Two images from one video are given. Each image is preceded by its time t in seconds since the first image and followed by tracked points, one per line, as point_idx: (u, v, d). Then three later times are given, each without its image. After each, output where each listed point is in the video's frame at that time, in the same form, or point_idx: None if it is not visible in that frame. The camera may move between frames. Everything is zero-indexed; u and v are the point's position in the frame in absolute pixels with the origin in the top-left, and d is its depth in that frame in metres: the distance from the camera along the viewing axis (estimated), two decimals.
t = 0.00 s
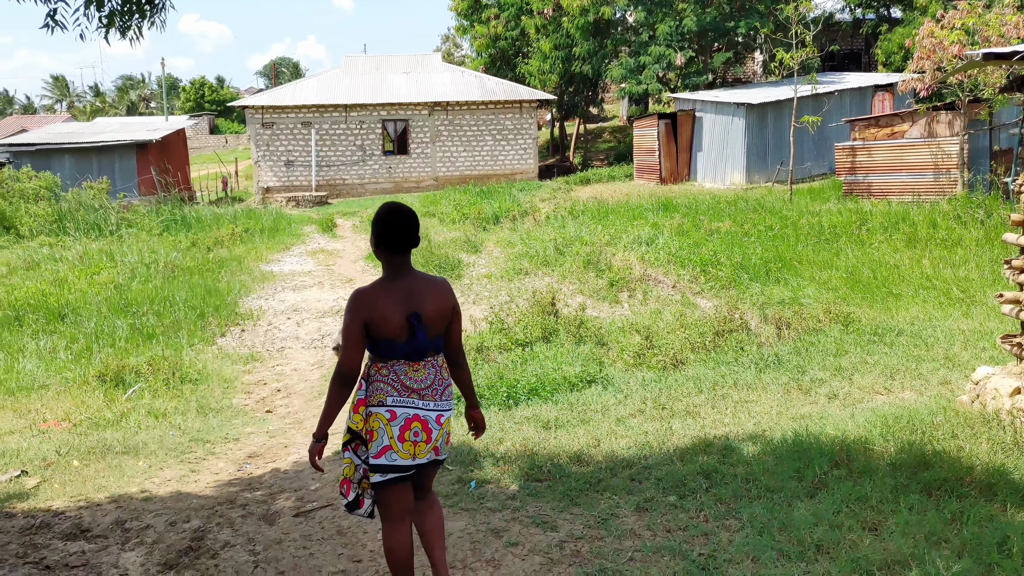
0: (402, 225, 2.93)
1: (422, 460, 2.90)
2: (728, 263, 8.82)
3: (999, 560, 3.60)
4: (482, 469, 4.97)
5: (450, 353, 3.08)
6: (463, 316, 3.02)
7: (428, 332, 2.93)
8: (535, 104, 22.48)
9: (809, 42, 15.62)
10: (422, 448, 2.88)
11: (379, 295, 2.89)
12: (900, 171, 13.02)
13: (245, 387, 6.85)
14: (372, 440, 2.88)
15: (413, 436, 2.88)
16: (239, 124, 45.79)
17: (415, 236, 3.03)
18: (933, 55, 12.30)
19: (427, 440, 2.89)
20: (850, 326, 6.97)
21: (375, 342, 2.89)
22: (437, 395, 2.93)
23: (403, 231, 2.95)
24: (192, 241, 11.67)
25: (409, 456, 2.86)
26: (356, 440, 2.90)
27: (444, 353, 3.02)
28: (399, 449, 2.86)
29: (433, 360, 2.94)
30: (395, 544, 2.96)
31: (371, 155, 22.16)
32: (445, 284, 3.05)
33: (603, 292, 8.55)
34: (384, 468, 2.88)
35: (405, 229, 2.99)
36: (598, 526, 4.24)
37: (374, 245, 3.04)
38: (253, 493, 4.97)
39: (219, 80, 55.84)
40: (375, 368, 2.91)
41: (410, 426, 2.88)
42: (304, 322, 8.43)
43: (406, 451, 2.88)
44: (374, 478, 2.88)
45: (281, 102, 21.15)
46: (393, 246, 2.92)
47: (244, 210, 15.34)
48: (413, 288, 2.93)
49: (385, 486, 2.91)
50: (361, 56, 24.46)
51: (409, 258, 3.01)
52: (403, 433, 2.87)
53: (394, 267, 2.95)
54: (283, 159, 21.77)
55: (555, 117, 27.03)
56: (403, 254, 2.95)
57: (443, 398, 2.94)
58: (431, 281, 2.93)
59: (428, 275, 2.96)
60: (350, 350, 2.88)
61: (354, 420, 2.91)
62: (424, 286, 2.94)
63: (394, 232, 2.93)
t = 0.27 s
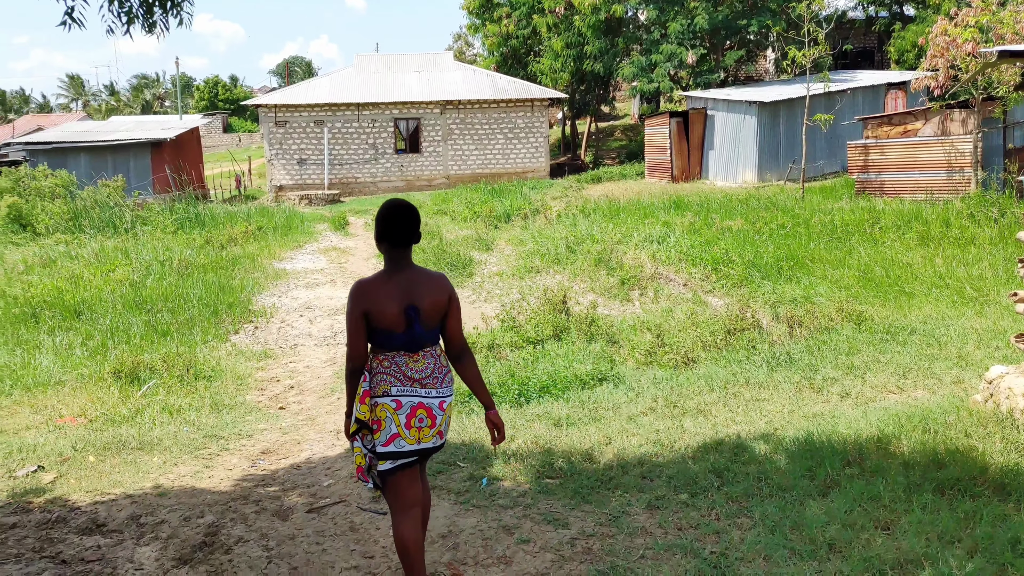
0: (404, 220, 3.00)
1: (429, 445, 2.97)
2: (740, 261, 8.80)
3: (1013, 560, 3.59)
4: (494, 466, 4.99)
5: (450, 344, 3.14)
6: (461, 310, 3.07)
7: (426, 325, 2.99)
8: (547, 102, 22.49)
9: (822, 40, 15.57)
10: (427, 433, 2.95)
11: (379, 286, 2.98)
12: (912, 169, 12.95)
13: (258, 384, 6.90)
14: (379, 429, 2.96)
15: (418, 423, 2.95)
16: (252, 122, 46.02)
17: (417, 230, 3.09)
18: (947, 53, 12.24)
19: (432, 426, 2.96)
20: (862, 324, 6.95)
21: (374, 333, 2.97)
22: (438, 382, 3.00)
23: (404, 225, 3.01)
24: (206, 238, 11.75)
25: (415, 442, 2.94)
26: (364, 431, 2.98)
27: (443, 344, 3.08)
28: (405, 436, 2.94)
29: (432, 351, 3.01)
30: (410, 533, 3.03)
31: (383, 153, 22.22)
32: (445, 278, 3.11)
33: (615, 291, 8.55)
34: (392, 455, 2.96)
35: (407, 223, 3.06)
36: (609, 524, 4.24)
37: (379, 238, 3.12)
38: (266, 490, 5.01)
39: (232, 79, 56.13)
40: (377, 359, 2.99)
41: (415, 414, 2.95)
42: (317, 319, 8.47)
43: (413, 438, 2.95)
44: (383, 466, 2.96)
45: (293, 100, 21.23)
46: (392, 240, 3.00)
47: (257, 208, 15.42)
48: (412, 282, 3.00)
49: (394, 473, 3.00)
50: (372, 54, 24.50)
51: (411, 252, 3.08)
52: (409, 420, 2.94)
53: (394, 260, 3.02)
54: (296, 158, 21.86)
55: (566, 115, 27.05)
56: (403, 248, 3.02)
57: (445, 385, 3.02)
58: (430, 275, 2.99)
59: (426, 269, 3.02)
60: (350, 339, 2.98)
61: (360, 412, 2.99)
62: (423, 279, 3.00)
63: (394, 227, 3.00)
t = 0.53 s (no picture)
0: (405, 219, 3.04)
1: (430, 436, 3.01)
2: (750, 259, 8.77)
3: None
4: (503, 464, 4.98)
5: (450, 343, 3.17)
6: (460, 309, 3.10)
7: (423, 322, 3.03)
8: (556, 100, 22.47)
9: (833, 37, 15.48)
10: (427, 425, 2.99)
11: (378, 283, 3.02)
12: (924, 167, 12.89)
13: (267, 381, 6.91)
14: (379, 421, 3.00)
15: (418, 415, 2.99)
16: (262, 120, 46.16)
17: (418, 230, 3.13)
18: (959, 50, 12.25)
19: (431, 418, 3.00)
20: (873, 323, 6.91)
21: (373, 329, 3.02)
22: (437, 374, 3.05)
23: (405, 225, 3.04)
24: (215, 236, 11.79)
25: (417, 432, 2.98)
26: (364, 422, 3.00)
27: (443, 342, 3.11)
28: (406, 427, 2.98)
29: (429, 346, 3.05)
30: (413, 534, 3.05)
31: (392, 151, 22.24)
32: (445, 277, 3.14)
33: (624, 289, 8.53)
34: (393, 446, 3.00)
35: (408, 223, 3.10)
36: (618, 522, 4.22)
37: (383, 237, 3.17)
38: (276, 487, 5.01)
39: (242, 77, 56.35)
40: (377, 355, 3.04)
41: (414, 406, 2.99)
42: (326, 317, 8.48)
43: (414, 428, 2.99)
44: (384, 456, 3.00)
45: (303, 98, 21.26)
46: (393, 240, 3.03)
47: (266, 206, 15.46)
48: (411, 280, 3.03)
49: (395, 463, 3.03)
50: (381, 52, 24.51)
51: (412, 250, 3.11)
52: (409, 412, 2.99)
53: (394, 259, 3.06)
54: (305, 155, 21.88)
55: (575, 113, 27.02)
56: (404, 246, 3.05)
57: (443, 378, 3.06)
58: (429, 274, 3.03)
59: (426, 268, 3.05)
60: (351, 335, 3.04)
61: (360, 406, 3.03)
62: (422, 277, 3.04)
63: (394, 227, 3.04)
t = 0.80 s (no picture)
0: (408, 218, 3.11)
1: (428, 427, 3.10)
2: (759, 257, 8.74)
3: None
4: (512, 461, 4.98)
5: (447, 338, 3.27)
6: (458, 306, 3.18)
7: (421, 319, 3.12)
8: (565, 98, 22.44)
9: (843, 34, 15.42)
10: (424, 416, 3.09)
11: (379, 279, 3.11)
12: (935, 165, 12.82)
13: (277, 378, 6.93)
14: (377, 414, 3.09)
15: (415, 407, 3.08)
16: (272, 118, 46.31)
17: (420, 228, 3.21)
18: (971, 48, 12.15)
19: (429, 409, 3.09)
20: (884, 321, 6.89)
21: (373, 323, 3.11)
22: (432, 366, 3.13)
23: (408, 223, 3.12)
24: (225, 233, 11.83)
25: (414, 425, 3.07)
26: (363, 415, 3.10)
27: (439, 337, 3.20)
28: (403, 420, 3.07)
29: (426, 341, 3.14)
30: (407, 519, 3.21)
31: (401, 149, 22.27)
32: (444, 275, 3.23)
33: (633, 287, 8.52)
34: (391, 437, 3.09)
35: (410, 221, 3.18)
36: (628, 520, 4.22)
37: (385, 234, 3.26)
38: (285, 483, 5.02)
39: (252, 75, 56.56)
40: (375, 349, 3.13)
41: (411, 399, 3.08)
42: (335, 314, 8.50)
43: (411, 420, 3.09)
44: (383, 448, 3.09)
45: (312, 96, 21.30)
46: (395, 237, 3.11)
47: (276, 203, 15.51)
48: (411, 277, 3.12)
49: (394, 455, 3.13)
50: (390, 50, 24.53)
51: (413, 248, 3.19)
52: (406, 405, 3.08)
53: (396, 255, 3.15)
54: (314, 153, 21.94)
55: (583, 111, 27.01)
56: (405, 244, 3.14)
57: (439, 369, 3.14)
58: (429, 272, 3.12)
59: (426, 266, 3.14)
60: (352, 328, 3.13)
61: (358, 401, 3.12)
62: (422, 275, 3.13)
63: (397, 225, 3.12)
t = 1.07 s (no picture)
0: (407, 210, 3.21)
1: (428, 414, 3.20)
2: (769, 255, 8.72)
3: None
4: (521, 458, 4.97)
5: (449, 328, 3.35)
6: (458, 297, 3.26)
7: (420, 308, 3.21)
8: (574, 95, 22.40)
9: (854, 31, 15.34)
10: (424, 403, 3.19)
11: (380, 269, 3.21)
12: (946, 163, 12.78)
13: (286, 375, 6.96)
14: (379, 403, 3.22)
15: (414, 396, 3.19)
16: (281, 115, 46.44)
17: (421, 221, 3.30)
18: (982, 44, 12.06)
19: (427, 397, 3.20)
20: (895, 320, 6.85)
21: (374, 311, 3.22)
22: (431, 356, 3.23)
23: (409, 216, 3.22)
24: (235, 231, 11.87)
25: (413, 411, 3.18)
26: (366, 403, 3.24)
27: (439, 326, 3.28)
28: (403, 408, 3.18)
29: (426, 330, 3.23)
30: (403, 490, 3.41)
31: (411, 146, 22.29)
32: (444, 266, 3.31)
33: (642, 285, 8.50)
34: (393, 424, 3.22)
35: (411, 213, 3.26)
36: (637, 518, 4.20)
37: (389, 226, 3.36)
38: (295, 480, 5.03)
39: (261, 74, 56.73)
40: (377, 339, 3.25)
41: (409, 388, 3.19)
42: (344, 311, 8.51)
43: (410, 408, 3.20)
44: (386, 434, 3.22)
45: (321, 94, 21.34)
46: (395, 229, 3.21)
47: (285, 201, 15.54)
48: (411, 268, 3.21)
49: (396, 438, 3.27)
50: (399, 47, 24.54)
51: (414, 240, 3.29)
52: (405, 394, 3.19)
53: (397, 246, 3.24)
54: (324, 151, 21.98)
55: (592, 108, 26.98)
56: (405, 235, 3.23)
57: (437, 357, 3.24)
58: (428, 262, 3.20)
59: (426, 257, 3.22)
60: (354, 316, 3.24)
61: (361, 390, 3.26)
62: (421, 265, 3.21)
63: (397, 217, 3.22)
